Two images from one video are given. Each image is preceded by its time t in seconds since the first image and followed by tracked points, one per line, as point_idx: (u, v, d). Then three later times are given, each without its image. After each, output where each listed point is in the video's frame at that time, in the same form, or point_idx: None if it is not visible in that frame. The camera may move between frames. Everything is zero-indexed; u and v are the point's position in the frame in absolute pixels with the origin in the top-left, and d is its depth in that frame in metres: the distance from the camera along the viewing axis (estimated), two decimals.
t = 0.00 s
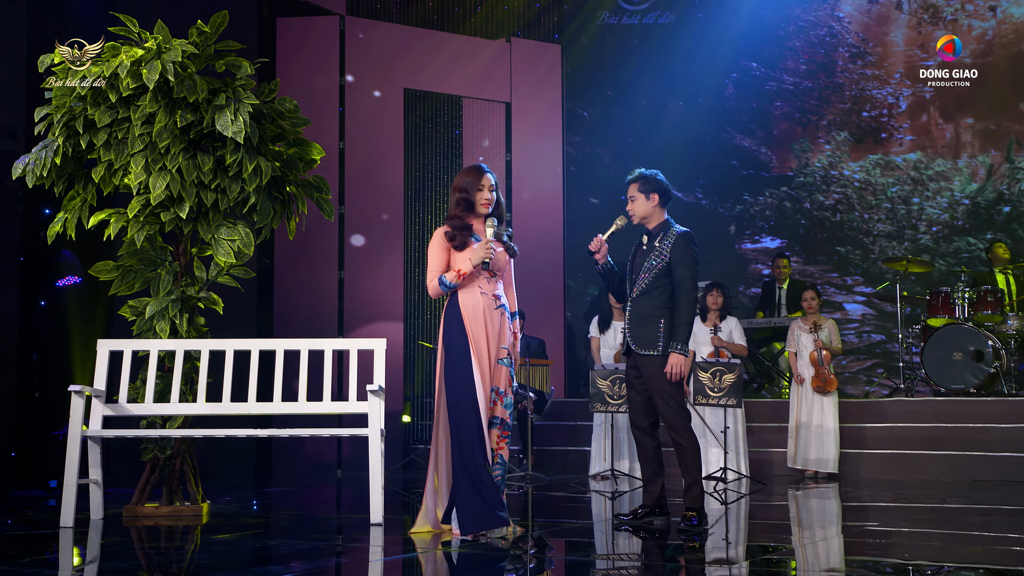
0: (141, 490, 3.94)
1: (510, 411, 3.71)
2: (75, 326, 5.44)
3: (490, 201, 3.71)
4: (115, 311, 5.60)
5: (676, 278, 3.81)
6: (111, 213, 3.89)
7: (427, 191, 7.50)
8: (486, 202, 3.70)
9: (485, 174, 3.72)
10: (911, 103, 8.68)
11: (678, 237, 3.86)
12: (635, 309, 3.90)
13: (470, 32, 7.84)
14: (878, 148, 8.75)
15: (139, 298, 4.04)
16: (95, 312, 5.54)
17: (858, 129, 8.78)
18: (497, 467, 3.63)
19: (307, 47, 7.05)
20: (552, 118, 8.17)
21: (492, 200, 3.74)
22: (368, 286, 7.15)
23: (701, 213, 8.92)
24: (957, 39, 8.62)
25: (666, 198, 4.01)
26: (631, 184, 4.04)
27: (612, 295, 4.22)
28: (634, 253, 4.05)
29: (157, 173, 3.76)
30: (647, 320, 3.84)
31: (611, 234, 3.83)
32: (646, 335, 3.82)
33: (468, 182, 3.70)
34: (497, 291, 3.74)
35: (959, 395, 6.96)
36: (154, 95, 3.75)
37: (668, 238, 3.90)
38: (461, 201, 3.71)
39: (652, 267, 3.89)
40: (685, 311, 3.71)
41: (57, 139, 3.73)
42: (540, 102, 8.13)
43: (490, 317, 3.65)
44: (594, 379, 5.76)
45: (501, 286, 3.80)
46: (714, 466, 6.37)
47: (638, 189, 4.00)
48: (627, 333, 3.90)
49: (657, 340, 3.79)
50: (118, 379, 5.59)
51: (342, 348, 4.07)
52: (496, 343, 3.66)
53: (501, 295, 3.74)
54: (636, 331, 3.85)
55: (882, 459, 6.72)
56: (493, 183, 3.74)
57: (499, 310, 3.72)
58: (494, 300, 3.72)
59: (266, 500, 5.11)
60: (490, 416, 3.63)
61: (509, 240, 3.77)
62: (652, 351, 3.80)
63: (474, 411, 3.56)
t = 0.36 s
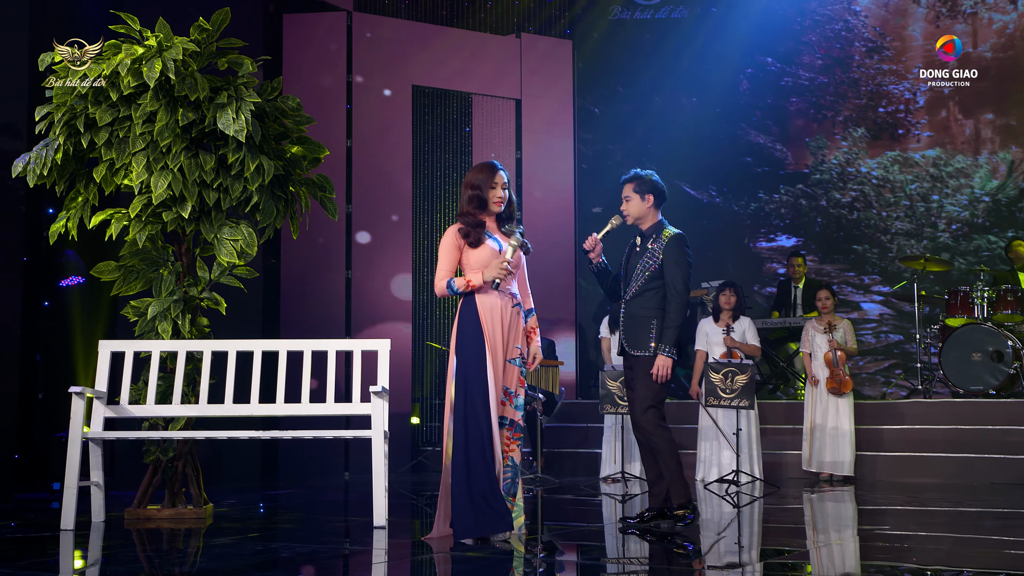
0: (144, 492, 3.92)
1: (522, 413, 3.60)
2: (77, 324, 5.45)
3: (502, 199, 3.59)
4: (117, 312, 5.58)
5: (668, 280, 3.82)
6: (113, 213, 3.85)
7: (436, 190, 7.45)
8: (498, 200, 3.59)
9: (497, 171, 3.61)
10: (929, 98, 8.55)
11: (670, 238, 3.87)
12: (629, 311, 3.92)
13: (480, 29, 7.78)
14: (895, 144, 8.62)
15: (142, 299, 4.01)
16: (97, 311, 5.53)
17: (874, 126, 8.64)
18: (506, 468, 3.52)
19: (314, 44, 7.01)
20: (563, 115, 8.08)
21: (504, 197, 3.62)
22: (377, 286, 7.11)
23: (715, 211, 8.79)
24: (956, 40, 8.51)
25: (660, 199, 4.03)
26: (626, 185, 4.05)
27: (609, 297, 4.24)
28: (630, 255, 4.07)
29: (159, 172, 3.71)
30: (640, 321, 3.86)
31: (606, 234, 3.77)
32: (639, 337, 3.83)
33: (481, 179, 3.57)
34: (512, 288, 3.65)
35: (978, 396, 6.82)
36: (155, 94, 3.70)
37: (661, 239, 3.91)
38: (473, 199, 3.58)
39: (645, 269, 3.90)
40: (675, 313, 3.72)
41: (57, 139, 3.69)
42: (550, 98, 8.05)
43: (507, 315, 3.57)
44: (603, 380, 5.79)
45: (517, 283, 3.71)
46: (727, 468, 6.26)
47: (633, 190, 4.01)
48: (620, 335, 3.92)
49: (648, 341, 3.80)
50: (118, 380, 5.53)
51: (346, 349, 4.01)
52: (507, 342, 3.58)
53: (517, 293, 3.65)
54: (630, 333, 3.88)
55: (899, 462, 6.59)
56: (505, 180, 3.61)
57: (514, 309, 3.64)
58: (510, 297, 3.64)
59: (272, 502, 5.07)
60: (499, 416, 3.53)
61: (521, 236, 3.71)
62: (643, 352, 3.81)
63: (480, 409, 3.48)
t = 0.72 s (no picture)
0: (148, 495, 3.88)
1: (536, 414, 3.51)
2: (81, 327, 5.39)
3: (519, 201, 3.51)
4: (123, 311, 5.44)
5: (666, 280, 3.80)
6: (116, 212, 3.82)
7: (446, 188, 7.40)
8: (514, 201, 3.51)
9: (515, 172, 3.52)
10: (947, 93, 8.44)
11: (668, 238, 3.85)
12: (628, 312, 3.88)
13: (491, 26, 7.71)
14: (912, 140, 8.49)
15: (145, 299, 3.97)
16: (101, 311, 5.42)
17: (891, 121, 8.51)
18: (524, 471, 3.44)
19: (322, 42, 6.96)
20: (575, 111, 7.99)
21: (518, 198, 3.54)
22: (387, 285, 7.07)
23: (731, 209, 8.66)
24: (957, 39, 8.41)
25: (659, 200, 4.00)
26: (624, 184, 4.01)
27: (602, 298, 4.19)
28: (626, 255, 4.03)
29: (161, 171, 3.67)
30: (638, 323, 3.82)
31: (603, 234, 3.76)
32: (638, 338, 3.79)
33: (498, 178, 3.48)
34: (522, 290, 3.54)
35: (997, 397, 6.77)
36: (158, 93, 3.65)
37: (659, 239, 3.89)
38: (489, 197, 3.48)
39: (643, 269, 3.87)
40: (676, 314, 3.69)
41: (60, 138, 3.66)
42: (562, 96, 7.96)
43: (518, 317, 3.46)
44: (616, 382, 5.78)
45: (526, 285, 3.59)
46: (742, 471, 6.17)
47: (631, 189, 3.97)
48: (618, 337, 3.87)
49: (648, 343, 3.77)
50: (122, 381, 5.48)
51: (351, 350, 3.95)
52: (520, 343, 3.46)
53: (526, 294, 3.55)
54: (630, 335, 3.82)
55: (918, 464, 6.46)
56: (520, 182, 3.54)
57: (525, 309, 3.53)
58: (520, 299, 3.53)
59: (280, 504, 5.04)
60: (510, 420, 3.42)
61: (534, 238, 3.63)
62: (644, 354, 3.77)
63: (493, 414, 3.35)
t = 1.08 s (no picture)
0: (154, 496, 3.87)
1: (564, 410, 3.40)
2: (88, 326, 5.39)
3: (536, 198, 3.45)
4: (130, 313, 5.49)
5: (655, 282, 3.74)
6: (122, 212, 3.80)
7: (458, 186, 7.35)
8: (532, 199, 3.44)
9: (534, 169, 3.46)
10: (965, 89, 8.29)
11: (657, 239, 3.79)
12: (614, 313, 3.81)
13: (503, 22, 7.65)
14: (930, 137, 8.34)
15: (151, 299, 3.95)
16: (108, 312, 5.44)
17: (909, 117, 8.38)
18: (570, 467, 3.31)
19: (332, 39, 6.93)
20: (588, 107, 7.90)
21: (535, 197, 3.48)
22: (397, 283, 7.03)
23: (746, 206, 8.55)
24: (957, 39, 8.29)
25: (648, 200, 3.94)
26: (615, 182, 3.94)
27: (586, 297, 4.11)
28: (613, 255, 3.96)
29: (167, 170, 3.64)
30: (626, 324, 3.76)
31: (589, 234, 3.70)
32: (626, 341, 3.73)
33: (517, 174, 3.42)
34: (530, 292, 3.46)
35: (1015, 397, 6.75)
36: (162, 91, 3.63)
37: (647, 240, 3.82)
38: (507, 192, 3.40)
39: (631, 269, 3.80)
40: (664, 316, 3.63)
41: (65, 136, 3.65)
42: (574, 92, 7.88)
43: (527, 317, 3.38)
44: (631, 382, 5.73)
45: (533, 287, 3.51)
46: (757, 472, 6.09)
47: (622, 187, 3.91)
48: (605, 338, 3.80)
49: (636, 345, 3.70)
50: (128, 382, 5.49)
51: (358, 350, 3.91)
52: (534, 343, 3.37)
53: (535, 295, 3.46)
54: (617, 337, 3.76)
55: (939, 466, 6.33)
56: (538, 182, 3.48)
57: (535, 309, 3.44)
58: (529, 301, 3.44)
59: (288, 505, 5.02)
60: (539, 422, 3.29)
61: (546, 238, 3.56)
62: (631, 356, 3.70)
63: (511, 418, 3.26)
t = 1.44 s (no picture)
0: (163, 495, 3.87)
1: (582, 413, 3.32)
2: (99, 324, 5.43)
3: (555, 195, 3.37)
4: (139, 313, 5.52)
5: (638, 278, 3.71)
6: (129, 211, 3.80)
7: (469, 184, 7.33)
8: (550, 195, 3.36)
9: (551, 165, 3.38)
10: (982, 84, 8.16)
11: (644, 236, 3.77)
12: (596, 307, 3.78)
13: (515, 19, 7.61)
14: (947, 133, 8.23)
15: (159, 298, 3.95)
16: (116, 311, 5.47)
17: (926, 113, 8.27)
18: (587, 470, 3.22)
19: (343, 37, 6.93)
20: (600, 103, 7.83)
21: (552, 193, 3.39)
22: (408, 281, 7.01)
23: (761, 203, 8.47)
24: (957, 39, 8.18)
25: (637, 194, 3.95)
26: (605, 175, 3.95)
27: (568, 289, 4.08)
28: (598, 248, 3.93)
29: (174, 169, 3.63)
30: (606, 319, 3.74)
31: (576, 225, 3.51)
32: (606, 336, 3.71)
33: (535, 171, 3.33)
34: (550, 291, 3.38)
35: None
36: (169, 90, 3.62)
37: (634, 237, 3.79)
38: (525, 190, 3.32)
39: (616, 264, 3.77)
40: (644, 314, 3.61)
41: (73, 135, 3.65)
42: (587, 89, 7.83)
43: (546, 318, 3.30)
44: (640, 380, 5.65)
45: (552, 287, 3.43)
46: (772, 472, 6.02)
47: (611, 180, 3.92)
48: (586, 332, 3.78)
49: (615, 342, 3.69)
50: (136, 380, 5.51)
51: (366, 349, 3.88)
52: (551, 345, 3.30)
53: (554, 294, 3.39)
54: (597, 331, 3.74)
55: (957, 466, 6.23)
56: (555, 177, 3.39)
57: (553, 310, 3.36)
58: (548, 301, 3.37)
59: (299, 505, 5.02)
60: (553, 426, 3.22)
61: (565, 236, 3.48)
62: (609, 352, 3.69)
63: (527, 421, 3.19)
